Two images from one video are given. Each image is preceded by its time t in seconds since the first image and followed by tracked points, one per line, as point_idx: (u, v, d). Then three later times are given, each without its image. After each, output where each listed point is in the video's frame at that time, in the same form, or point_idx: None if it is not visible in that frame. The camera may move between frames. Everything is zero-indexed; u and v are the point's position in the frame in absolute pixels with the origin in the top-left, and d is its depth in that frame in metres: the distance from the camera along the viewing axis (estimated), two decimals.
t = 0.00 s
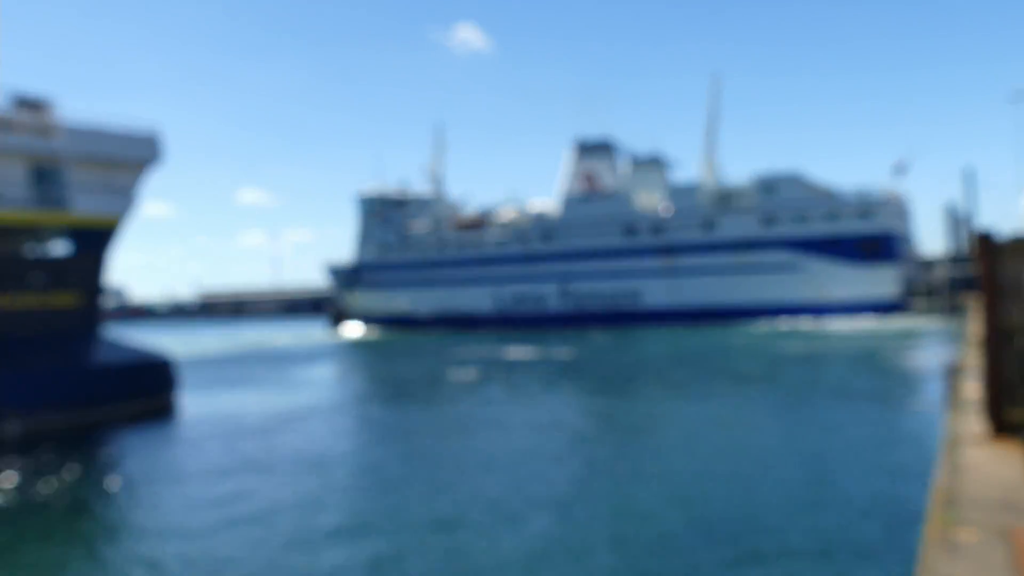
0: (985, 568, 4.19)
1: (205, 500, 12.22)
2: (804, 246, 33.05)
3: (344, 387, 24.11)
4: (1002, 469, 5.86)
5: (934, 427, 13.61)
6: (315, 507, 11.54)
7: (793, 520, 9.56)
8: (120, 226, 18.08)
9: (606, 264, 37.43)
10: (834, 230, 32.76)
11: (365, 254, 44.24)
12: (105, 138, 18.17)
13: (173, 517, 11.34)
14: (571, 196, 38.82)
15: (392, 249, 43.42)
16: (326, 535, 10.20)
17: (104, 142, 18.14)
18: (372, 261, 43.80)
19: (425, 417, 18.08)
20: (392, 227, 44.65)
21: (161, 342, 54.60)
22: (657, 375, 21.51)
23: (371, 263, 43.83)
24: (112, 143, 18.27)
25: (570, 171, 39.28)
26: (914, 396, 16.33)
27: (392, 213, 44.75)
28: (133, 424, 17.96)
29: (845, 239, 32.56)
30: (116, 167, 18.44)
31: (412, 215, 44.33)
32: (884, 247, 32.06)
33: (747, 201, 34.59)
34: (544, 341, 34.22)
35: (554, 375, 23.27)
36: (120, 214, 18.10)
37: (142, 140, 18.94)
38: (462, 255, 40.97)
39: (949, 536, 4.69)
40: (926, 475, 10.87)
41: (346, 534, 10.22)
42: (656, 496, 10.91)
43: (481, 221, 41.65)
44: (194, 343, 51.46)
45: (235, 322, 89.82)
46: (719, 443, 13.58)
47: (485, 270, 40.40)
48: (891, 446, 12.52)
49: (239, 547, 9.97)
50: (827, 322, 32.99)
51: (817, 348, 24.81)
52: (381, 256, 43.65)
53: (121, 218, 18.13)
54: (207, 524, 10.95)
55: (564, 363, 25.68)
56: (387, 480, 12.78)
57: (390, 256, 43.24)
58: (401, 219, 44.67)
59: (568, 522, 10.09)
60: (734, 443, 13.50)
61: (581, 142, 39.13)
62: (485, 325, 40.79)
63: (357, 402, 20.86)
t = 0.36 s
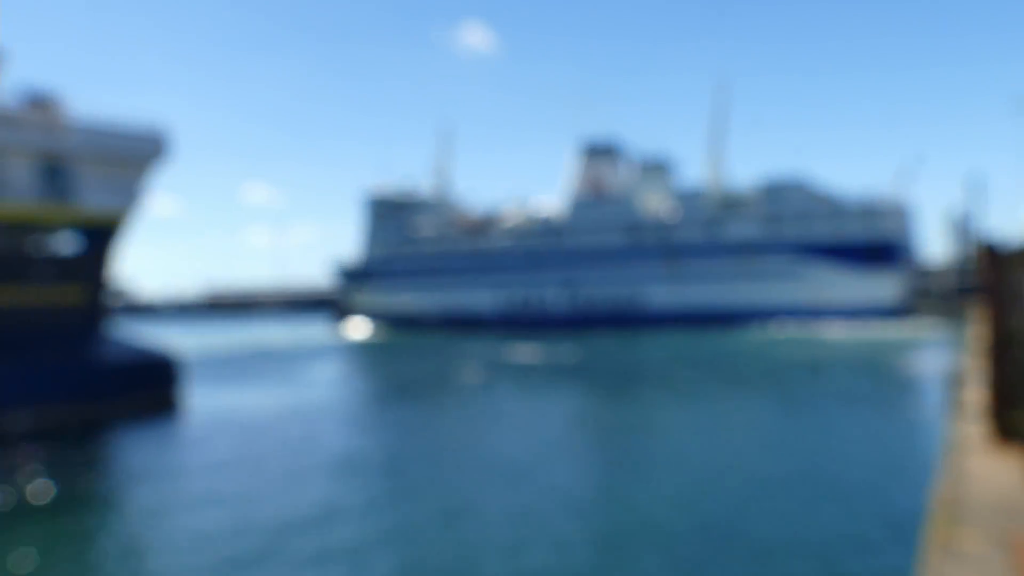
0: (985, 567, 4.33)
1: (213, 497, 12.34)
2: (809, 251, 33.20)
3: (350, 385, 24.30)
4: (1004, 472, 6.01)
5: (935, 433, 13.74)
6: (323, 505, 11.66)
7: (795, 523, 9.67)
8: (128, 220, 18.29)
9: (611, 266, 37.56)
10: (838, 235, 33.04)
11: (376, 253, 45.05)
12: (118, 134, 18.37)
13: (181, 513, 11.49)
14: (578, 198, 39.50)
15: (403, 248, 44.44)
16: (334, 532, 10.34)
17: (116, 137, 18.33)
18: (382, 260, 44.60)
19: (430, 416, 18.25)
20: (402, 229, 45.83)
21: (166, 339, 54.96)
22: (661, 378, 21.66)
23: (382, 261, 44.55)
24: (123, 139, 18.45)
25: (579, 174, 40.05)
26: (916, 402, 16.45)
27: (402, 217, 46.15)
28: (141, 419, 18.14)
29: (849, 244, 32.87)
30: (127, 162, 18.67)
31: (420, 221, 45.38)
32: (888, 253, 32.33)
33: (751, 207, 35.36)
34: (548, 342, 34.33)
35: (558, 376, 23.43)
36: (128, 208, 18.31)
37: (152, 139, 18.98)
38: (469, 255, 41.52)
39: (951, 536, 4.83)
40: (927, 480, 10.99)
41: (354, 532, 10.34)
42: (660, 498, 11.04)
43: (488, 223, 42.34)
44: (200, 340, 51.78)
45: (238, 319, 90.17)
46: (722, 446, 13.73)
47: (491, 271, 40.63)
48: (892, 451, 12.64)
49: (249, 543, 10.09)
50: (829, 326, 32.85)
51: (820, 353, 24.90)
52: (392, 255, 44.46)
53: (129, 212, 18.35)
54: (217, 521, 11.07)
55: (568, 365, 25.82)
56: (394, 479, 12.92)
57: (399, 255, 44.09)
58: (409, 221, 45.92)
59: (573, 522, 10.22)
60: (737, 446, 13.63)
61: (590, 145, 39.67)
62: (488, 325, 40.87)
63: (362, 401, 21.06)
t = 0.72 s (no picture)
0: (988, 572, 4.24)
1: (210, 494, 12.24)
2: (815, 249, 32.89)
3: (350, 382, 24.19)
4: (1008, 475, 5.93)
5: (939, 433, 13.59)
6: (320, 502, 11.59)
7: (799, 523, 9.55)
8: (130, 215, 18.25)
9: (615, 264, 37.40)
10: (844, 232, 32.60)
11: (372, 248, 44.38)
12: (123, 129, 18.44)
13: (178, 509, 11.43)
14: (581, 193, 38.91)
15: (403, 242, 43.44)
16: (331, 531, 10.26)
17: (121, 132, 18.41)
18: (380, 255, 43.99)
19: (431, 413, 18.17)
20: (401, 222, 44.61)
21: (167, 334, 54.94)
22: (664, 375, 21.53)
23: (380, 257, 43.95)
24: (128, 134, 18.51)
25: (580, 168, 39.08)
26: (920, 401, 16.31)
27: (401, 209, 44.68)
28: (139, 415, 18.10)
29: (855, 242, 32.46)
30: (130, 157, 18.72)
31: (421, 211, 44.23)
32: (895, 252, 31.94)
33: (756, 203, 34.78)
34: (551, 339, 34.20)
35: (560, 373, 23.32)
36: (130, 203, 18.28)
37: (153, 131, 19.00)
38: (470, 252, 41.04)
39: (953, 540, 4.75)
40: (931, 481, 10.86)
41: (354, 529, 10.27)
42: (661, 497, 10.93)
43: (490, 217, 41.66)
44: (201, 335, 51.71)
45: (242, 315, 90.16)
46: (724, 444, 13.64)
47: (494, 267, 40.44)
48: (897, 451, 12.50)
49: (245, 541, 10.00)
50: (834, 326, 32.88)
51: (824, 352, 24.73)
52: (390, 251, 43.71)
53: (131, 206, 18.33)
54: (213, 518, 11.00)
55: (571, 362, 25.69)
56: (392, 476, 12.85)
57: (398, 250, 43.40)
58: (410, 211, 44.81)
59: (574, 521, 10.14)
60: (740, 445, 13.50)
61: (591, 140, 39.05)
62: (492, 322, 40.88)
63: (362, 397, 20.97)
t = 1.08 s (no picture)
0: (968, 572, 4.29)
1: (195, 488, 12.12)
2: (801, 248, 33.07)
3: (336, 376, 24.04)
4: (989, 475, 6.00)
5: (925, 434, 13.70)
6: (307, 497, 11.51)
7: (788, 522, 9.59)
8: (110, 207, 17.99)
9: (603, 261, 37.43)
10: (831, 232, 32.66)
11: (356, 243, 43.87)
12: (105, 120, 18.09)
13: (157, 505, 11.25)
14: (568, 189, 38.65)
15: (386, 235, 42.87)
16: (314, 526, 10.17)
17: (102, 122, 18.07)
18: (364, 250, 43.45)
19: (416, 408, 18.10)
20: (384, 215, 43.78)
21: (149, 327, 54.33)
22: (650, 373, 21.57)
23: (363, 253, 43.49)
24: (109, 125, 18.17)
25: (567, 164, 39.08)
26: (904, 401, 16.45)
27: (384, 201, 43.93)
28: (119, 409, 17.83)
29: (842, 242, 32.54)
30: (111, 148, 18.42)
31: (405, 204, 43.65)
32: (882, 251, 31.93)
33: (745, 201, 34.47)
34: (538, 336, 34.20)
35: (547, 370, 23.31)
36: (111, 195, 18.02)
37: (136, 120, 18.69)
38: (457, 247, 40.86)
39: (935, 539, 4.81)
40: (917, 480, 10.97)
41: (342, 524, 10.22)
42: (650, 494, 10.95)
43: (477, 212, 41.25)
44: (184, 328, 51.22)
45: (226, 309, 89.50)
46: (709, 442, 13.68)
47: (481, 263, 40.31)
48: (884, 451, 12.59)
49: (232, 536, 9.89)
50: (819, 325, 33.16)
51: (809, 351, 24.90)
52: (374, 245, 43.21)
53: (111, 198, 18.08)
54: (198, 512, 10.87)
55: (558, 359, 25.69)
56: (380, 471, 12.79)
57: (383, 244, 42.99)
58: (394, 205, 43.70)
59: (563, 517, 10.13)
60: (729, 443, 13.54)
61: (578, 135, 38.74)
62: (479, 318, 40.86)
63: (347, 392, 20.85)
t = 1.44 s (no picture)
0: (949, 571, 4.30)
1: (179, 488, 11.96)
2: (785, 248, 33.29)
3: (322, 375, 23.87)
4: (969, 474, 6.04)
5: (908, 432, 13.78)
6: (293, 496, 11.38)
7: (773, 520, 9.61)
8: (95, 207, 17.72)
9: (589, 261, 37.48)
10: (815, 232, 32.87)
11: (342, 242, 43.66)
12: (90, 118, 17.76)
13: (138, 504, 11.11)
14: (554, 188, 38.57)
15: (372, 234, 42.71)
16: (297, 525, 10.07)
17: (87, 121, 17.73)
18: (351, 249, 43.26)
19: (401, 408, 18.01)
20: (369, 215, 43.68)
21: (132, 326, 53.87)
22: (636, 373, 21.61)
23: (349, 252, 43.31)
24: (94, 123, 17.84)
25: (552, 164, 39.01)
26: (887, 400, 16.58)
27: (370, 201, 43.75)
28: (103, 409, 17.61)
29: (826, 242, 32.73)
30: (96, 146, 18.10)
31: (391, 204, 43.49)
32: (865, 251, 32.21)
33: (730, 201, 34.59)
34: (524, 335, 34.18)
35: (532, 369, 23.29)
36: (95, 194, 17.76)
37: (120, 119, 18.40)
38: (444, 247, 40.76)
39: (915, 537, 4.83)
40: (898, 478, 11.05)
41: (327, 523, 10.13)
42: (636, 493, 10.94)
43: (463, 211, 41.17)
44: (168, 328, 50.80)
45: (210, 308, 88.71)
46: (694, 441, 13.72)
47: (467, 262, 40.22)
48: (867, 449, 12.66)
49: (215, 536, 9.75)
50: (803, 325, 33.41)
51: (792, 351, 25.05)
52: (360, 245, 43.04)
53: (96, 198, 17.81)
54: (182, 512, 10.72)
55: (544, 358, 25.67)
56: (366, 470, 12.69)
57: (369, 244, 42.82)
58: (380, 205, 43.60)
59: (550, 516, 10.08)
60: (714, 442, 13.55)
61: (563, 135, 38.71)
62: (464, 317, 40.77)
63: (332, 392, 20.71)
